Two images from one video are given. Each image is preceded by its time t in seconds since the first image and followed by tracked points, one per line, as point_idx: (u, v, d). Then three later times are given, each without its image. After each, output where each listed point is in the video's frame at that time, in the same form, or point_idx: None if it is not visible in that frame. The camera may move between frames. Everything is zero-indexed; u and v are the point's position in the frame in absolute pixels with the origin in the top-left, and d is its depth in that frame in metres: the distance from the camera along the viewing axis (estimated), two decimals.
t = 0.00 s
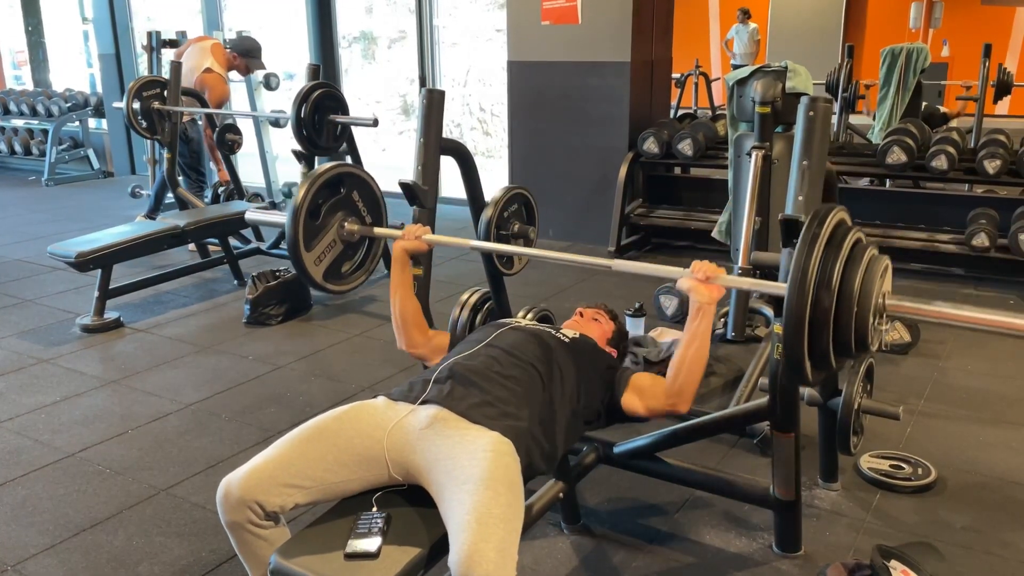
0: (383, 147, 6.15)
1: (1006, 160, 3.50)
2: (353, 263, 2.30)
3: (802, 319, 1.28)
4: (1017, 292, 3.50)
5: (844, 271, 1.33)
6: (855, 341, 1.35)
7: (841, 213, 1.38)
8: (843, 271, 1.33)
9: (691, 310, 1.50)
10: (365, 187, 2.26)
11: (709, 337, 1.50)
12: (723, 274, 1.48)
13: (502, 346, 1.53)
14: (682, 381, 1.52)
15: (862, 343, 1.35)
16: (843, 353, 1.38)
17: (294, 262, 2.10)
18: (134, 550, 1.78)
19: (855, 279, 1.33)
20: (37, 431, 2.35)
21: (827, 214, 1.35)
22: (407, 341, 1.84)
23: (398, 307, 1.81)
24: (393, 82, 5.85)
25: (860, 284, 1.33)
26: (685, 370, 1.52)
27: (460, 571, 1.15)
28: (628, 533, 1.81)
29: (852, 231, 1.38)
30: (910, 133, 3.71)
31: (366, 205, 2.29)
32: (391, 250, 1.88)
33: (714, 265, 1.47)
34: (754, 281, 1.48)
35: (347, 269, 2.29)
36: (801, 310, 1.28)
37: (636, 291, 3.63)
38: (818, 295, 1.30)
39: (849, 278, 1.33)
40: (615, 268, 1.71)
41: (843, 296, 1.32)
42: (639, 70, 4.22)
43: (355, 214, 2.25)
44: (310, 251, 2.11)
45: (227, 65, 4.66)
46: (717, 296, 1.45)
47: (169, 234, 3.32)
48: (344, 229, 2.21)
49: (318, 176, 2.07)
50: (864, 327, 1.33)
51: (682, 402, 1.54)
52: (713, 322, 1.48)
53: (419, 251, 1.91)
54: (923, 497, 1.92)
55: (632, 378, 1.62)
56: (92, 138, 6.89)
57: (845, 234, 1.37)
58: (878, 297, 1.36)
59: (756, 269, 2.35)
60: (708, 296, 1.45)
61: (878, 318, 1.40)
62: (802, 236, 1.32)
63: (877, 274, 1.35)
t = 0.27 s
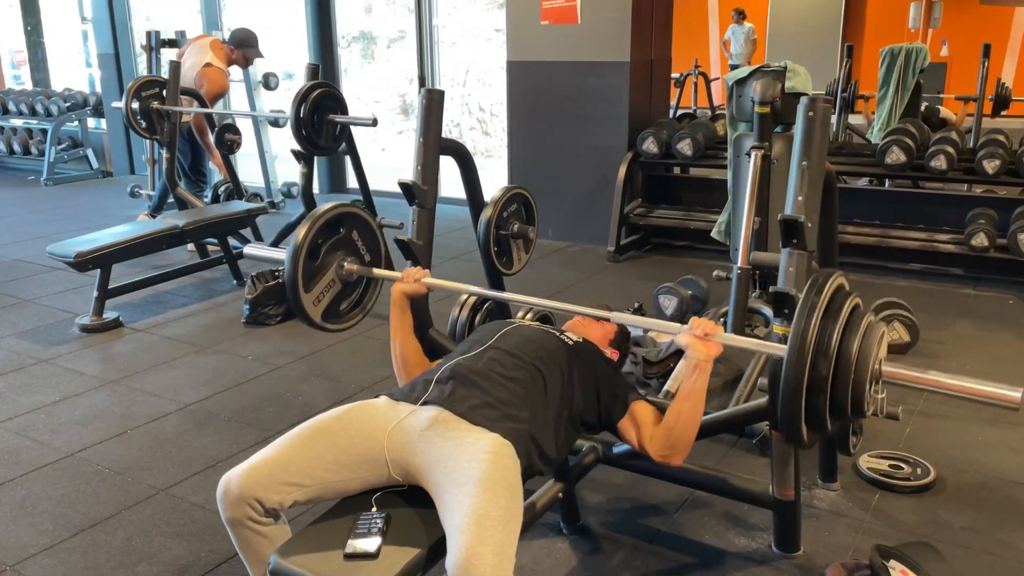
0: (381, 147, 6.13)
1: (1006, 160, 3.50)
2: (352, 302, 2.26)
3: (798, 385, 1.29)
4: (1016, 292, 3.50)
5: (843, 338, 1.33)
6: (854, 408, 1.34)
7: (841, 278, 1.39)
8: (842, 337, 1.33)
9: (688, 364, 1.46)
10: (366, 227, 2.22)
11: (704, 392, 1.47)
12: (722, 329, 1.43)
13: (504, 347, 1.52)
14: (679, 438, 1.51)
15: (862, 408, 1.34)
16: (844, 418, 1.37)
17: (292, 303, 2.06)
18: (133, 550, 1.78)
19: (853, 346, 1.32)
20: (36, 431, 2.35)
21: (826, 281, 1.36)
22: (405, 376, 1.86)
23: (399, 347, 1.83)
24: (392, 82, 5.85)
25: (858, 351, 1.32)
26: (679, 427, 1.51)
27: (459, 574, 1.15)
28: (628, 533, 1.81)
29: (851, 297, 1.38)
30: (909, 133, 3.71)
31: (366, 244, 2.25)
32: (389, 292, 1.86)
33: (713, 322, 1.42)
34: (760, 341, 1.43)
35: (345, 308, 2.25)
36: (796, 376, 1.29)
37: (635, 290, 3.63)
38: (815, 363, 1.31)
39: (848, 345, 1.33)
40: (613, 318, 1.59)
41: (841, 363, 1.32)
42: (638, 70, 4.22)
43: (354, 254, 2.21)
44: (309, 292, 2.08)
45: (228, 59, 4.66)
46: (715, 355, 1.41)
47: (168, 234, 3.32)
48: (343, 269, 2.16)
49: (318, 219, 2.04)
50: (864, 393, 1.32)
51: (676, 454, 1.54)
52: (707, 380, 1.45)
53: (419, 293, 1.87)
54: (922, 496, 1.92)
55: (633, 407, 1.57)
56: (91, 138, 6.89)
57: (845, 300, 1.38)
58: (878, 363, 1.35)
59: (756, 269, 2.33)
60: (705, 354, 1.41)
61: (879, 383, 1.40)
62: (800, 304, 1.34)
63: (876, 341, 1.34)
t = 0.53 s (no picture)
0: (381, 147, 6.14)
1: (1005, 161, 3.50)
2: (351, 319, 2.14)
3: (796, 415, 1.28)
4: (1016, 292, 3.51)
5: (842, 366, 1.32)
6: (854, 438, 1.33)
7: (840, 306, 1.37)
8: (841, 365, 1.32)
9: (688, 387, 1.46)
10: (365, 243, 2.10)
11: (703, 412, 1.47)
12: (720, 353, 1.42)
13: (504, 346, 1.52)
14: (678, 460, 1.52)
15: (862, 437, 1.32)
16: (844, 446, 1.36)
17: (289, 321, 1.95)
18: (133, 550, 1.78)
19: (853, 375, 1.31)
20: (35, 431, 2.34)
21: (824, 309, 1.34)
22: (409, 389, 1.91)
23: (399, 364, 1.87)
24: (392, 81, 5.85)
25: (858, 379, 1.31)
26: (678, 448, 1.51)
27: None
28: (628, 533, 1.82)
29: (851, 325, 1.37)
30: (909, 133, 3.71)
31: (365, 261, 2.12)
32: (389, 311, 1.87)
33: (712, 347, 1.40)
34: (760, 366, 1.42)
35: (344, 325, 2.12)
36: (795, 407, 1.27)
37: (634, 291, 3.63)
38: (814, 393, 1.30)
39: (847, 373, 1.31)
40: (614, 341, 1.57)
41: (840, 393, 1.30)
42: (638, 70, 4.22)
43: (353, 271, 2.09)
44: (307, 310, 1.96)
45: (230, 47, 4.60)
46: (714, 381, 1.41)
47: (167, 234, 3.31)
48: (342, 286, 2.05)
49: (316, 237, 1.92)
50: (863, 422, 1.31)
51: (676, 472, 1.55)
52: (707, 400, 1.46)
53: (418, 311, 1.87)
54: (922, 497, 1.92)
55: (632, 419, 1.57)
56: (91, 137, 6.88)
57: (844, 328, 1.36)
58: (878, 391, 1.34)
59: (756, 269, 2.35)
60: (704, 380, 1.41)
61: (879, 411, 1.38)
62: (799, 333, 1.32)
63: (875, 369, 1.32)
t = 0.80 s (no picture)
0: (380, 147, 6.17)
1: (1004, 161, 3.50)
2: (351, 292, 2.27)
3: (802, 375, 1.29)
4: (1015, 293, 3.51)
5: (847, 326, 1.34)
6: (860, 396, 1.35)
7: (844, 266, 1.38)
8: (846, 325, 1.33)
9: (691, 356, 1.47)
10: (365, 217, 2.24)
11: (709, 385, 1.47)
12: (724, 319, 1.46)
13: (507, 340, 1.52)
14: (685, 432, 1.50)
15: (866, 397, 1.34)
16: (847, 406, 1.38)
17: (291, 290, 2.08)
18: (131, 550, 1.77)
19: (857, 335, 1.32)
20: (34, 431, 2.34)
21: (829, 270, 1.35)
22: (406, 367, 1.86)
23: (398, 337, 1.84)
24: (391, 81, 5.84)
25: (862, 339, 1.32)
26: (684, 422, 1.49)
27: (461, 571, 1.15)
28: (627, 533, 1.81)
29: (855, 285, 1.38)
30: (909, 133, 3.71)
31: (365, 234, 2.27)
32: (389, 282, 1.87)
33: (714, 311, 1.44)
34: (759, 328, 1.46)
35: (344, 298, 2.26)
36: (801, 368, 1.28)
37: (634, 291, 3.62)
38: (819, 353, 1.31)
39: (852, 333, 1.33)
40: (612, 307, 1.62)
41: (845, 353, 1.32)
42: (637, 70, 4.22)
43: (353, 244, 2.23)
44: (308, 280, 2.10)
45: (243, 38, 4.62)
46: (717, 344, 1.43)
47: (167, 233, 3.31)
48: (343, 258, 2.18)
49: (317, 207, 2.07)
50: (868, 382, 1.33)
51: (684, 447, 1.52)
52: (712, 369, 1.46)
53: (418, 283, 1.87)
54: (922, 496, 1.92)
55: (637, 405, 1.56)
56: (90, 137, 6.87)
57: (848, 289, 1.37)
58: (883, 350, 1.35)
59: (755, 269, 2.34)
60: (708, 343, 1.43)
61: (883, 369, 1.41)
62: (804, 292, 1.33)
63: (879, 329, 1.34)
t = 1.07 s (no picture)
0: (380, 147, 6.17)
1: (1004, 161, 3.51)
2: (352, 273, 2.30)
3: (806, 340, 1.28)
4: (1014, 293, 3.51)
5: (850, 292, 1.34)
6: (863, 363, 1.35)
7: (846, 234, 1.38)
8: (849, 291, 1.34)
9: (694, 327, 1.49)
10: (364, 199, 2.29)
11: (714, 355, 1.48)
12: (725, 290, 1.49)
13: (507, 341, 1.53)
14: (693, 404, 1.52)
15: (868, 363, 1.34)
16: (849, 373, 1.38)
17: (294, 271, 2.10)
18: (131, 550, 1.77)
19: (860, 301, 1.33)
20: (33, 431, 2.34)
21: (831, 237, 1.36)
22: (406, 347, 1.82)
23: (400, 318, 1.79)
24: (391, 81, 5.84)
25: (865, 305, 1.33)
26: (693, 391, 1.51)
27: (459, 570, 1.15)
28: (626, 533, 1.81)
29: (857, 252, 1.38)
30: (908, 133, 3.71)
31: (365, 215, 2.31)
32: (391, 261, 1.87)
33: (717, 282, 1.48)
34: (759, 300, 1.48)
35: (346, 279, 2.28)
36: (806, 331, 1.28)
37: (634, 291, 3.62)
38: (823, 318, 1.30)
39: (855, 299, 1.33)
40: (619, 282, 1.70)
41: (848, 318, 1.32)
42: (637, 70, 4.22)
43: (354, 224, 2.27)
44: (311, 260, 2.12)
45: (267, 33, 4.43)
46: (721, 313, 1.46)
47: (166, 233, 3.31)
48: (344, 239, 2.21)
49: (319, 186, 2.10)
50: (871, 348, 1.33)
51: (692, 421, 1.54)
52: (716, 340, 1.48)
53: (422, 262, 1.90)
54: (921, 497, 1.92)
55: (638, 392, 1.56)
56: (89, 136, 6.87)
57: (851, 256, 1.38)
58: (885, 317, 1.36)
59: (755, 269, 2.35)
60: (712, 313, 1.46)
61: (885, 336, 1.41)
62: (807, 258, 1.32)
63: (882, 295, 1.35)
